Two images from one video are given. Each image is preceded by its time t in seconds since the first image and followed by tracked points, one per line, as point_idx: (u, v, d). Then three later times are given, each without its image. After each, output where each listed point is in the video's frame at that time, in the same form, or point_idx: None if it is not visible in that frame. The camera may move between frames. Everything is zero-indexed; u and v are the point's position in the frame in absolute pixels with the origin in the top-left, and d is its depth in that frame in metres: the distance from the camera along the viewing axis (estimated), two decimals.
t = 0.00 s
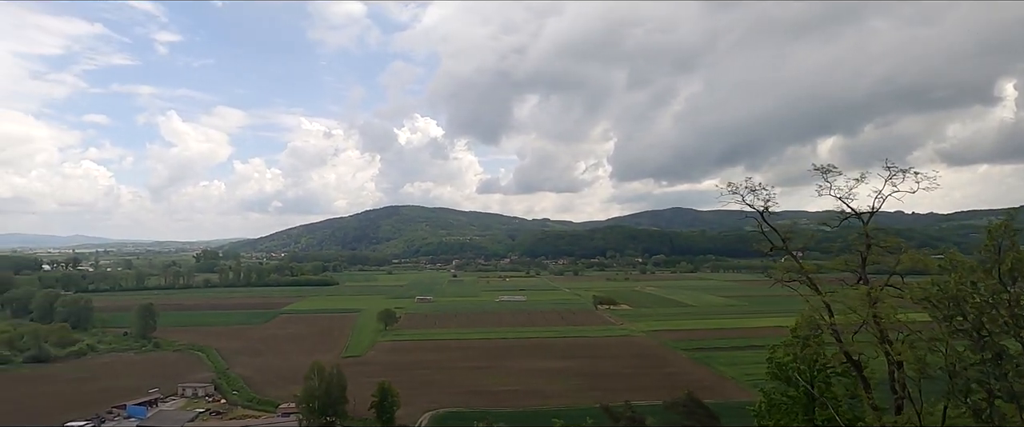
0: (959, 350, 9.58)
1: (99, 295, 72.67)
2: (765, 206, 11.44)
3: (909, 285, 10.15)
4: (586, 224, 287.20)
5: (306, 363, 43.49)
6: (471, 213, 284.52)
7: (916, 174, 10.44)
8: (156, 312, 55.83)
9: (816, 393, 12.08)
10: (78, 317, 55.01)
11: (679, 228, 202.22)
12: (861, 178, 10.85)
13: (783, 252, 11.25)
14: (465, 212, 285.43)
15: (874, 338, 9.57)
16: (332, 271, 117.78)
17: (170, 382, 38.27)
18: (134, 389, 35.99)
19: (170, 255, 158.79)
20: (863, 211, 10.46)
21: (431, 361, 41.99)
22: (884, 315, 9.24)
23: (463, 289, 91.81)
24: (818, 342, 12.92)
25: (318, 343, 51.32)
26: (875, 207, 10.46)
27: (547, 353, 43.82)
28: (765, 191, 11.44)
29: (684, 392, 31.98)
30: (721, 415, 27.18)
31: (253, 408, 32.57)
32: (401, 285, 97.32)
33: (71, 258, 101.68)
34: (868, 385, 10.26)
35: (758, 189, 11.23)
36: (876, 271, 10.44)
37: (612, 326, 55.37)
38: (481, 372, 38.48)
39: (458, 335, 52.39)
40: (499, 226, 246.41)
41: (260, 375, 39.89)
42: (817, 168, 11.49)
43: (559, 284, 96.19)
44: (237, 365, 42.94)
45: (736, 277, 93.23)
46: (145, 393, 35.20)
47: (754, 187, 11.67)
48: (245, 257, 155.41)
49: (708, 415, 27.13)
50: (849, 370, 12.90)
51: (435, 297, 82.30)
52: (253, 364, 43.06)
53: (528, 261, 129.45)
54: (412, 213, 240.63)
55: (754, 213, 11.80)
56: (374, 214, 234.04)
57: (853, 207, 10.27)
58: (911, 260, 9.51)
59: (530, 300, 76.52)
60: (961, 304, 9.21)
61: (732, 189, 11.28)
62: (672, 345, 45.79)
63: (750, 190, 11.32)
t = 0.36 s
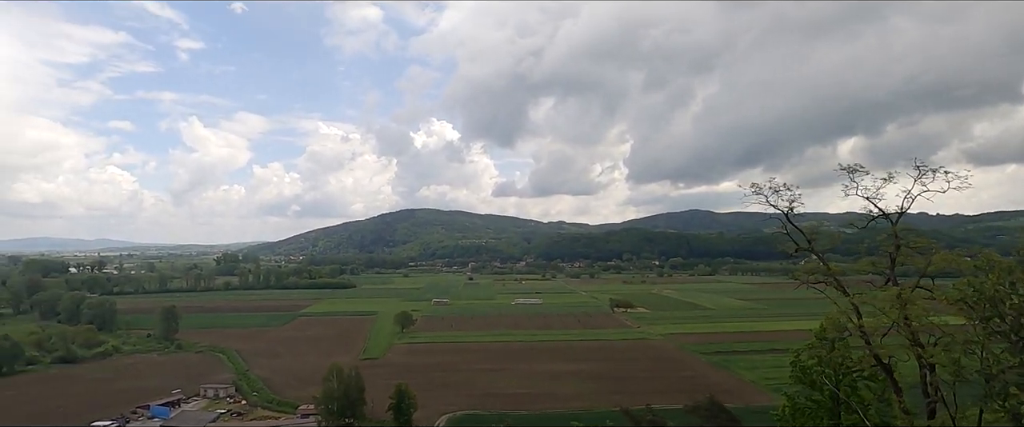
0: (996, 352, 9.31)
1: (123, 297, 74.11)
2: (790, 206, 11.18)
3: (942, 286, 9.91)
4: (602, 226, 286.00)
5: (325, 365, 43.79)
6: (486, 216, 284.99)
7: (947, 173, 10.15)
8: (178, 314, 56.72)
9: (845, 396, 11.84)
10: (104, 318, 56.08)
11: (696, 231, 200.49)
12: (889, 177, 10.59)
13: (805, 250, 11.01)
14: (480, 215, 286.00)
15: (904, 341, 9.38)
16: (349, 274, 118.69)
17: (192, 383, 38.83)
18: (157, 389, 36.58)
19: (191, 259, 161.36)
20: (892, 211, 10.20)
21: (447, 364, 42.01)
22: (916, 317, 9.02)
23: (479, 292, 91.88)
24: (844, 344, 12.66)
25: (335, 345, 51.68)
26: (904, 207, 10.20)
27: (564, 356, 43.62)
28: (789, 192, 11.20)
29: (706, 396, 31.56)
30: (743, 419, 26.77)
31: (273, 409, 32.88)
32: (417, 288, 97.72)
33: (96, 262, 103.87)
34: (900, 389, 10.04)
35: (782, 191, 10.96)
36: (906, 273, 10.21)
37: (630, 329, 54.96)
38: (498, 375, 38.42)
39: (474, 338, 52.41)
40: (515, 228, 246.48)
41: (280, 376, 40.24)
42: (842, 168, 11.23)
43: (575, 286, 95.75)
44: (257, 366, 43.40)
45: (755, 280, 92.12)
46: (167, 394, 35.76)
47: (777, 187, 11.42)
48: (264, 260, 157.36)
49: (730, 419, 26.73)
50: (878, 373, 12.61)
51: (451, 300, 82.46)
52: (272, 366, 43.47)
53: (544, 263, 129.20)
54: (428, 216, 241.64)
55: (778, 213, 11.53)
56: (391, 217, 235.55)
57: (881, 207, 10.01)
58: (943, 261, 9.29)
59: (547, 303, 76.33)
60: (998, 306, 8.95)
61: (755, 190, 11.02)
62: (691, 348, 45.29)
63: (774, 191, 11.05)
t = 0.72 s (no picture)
0: None
1: (142, 301, 75.25)
2: (813, 207, 10.93)
3: (971, 288, 9.70)
4: (615, 229, 284.78)
5: (340, 368, 44.05)
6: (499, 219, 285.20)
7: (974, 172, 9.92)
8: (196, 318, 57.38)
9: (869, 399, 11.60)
10: (124, 321, 56.68)
11: (710, 233, 198.79)
12: (915, 176, 10.38)
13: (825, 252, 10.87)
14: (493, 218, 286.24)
15: (933, 344, 9.19)
16: (363, 277, 119.32)
17: (210, 385, 39.23)
18: (176, 391, 37.00)
19: (208, 262, 163.43)
20: (918, 212, 9.99)
21: (461, 367, 42.02)
22: (944, 319, 8.83)
23: (492, 295, 91.85)
24: (868, 347, 12.43)
25: (350, 348, 51.95)
26: (931, 208, 9.99)
27: (579, 359, 43.43)
28: (811, 192, 10.99)
29: (725, 399, 31.18)
30: (763, 423, 26.37)
31: (290, 411, 33.09)
32: (431, 291, 97.93)
33: (117, 266, 105.51)
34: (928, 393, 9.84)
35: (805, 191, 10.70)
36: (933, 275, 10.03)
37: (644, 333, 54.55)
38: (512, 378, 38.33)
39: (489, 341, 52.36)
40: (528, 231, 246.26)
41: (296, 379, 40.51)
42: (865, 167, 11.02)
43: (589, 289, 95.39)
44: (273, 369, 43.73)
45: (771, 283, 91.11)
46: (187, 396, 36.16)
47: (799, 187, 11.19)
48: (279, 264, 158.93)
49: (750, 422, 26.23)
50: (904, 376, 12.37)
51: (465, 303, 82.50)
52: (289, 369, 43.78)
53: (557, 266, 128.86)
54: (441, 220, 242.25)
55: (800, 214, 11.29)
56: (404, 221, 236.66)
57: (907, 209, 9.81)
58: (973, 263, 9.07)
59: (561, 306, 76.09)
60: None
61: (777, 191, 10.78)
62: (707, 351, 44.85)
63: (796, 191, 10.80)
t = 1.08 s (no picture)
0: None
1: (162, 302, 76.47)
2: (837, 208, 10.75)
3: (1004, 290, 9.44)
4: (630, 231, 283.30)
5: (356, 368, 44.34)
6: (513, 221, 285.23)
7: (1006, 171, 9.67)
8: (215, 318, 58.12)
9: (897, 403, 11.36)
10: (144, 321, 57.02)
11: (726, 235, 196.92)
12: (944, 177, 10.15)
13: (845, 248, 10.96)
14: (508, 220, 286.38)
15: (964, 347, 8.96)
16: (378, 278, 120.00)
17: (229, 385, 39.65)
18: (196, 391, 37.46)
19: (226, 264, 165.65)
20: (947, 213, 9.78)
21: (477, 368, 42.03)
22: (976, 321, 8.60)
23: (506, 297, 91.84)
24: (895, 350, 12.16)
25: (366, 349, 52.23)
26: (960, 208, 9.77)
27: (594, 361, 43.22)
28: (836, 193, 10.81)
29: (744, 403, 30.79)
30: None
31: (307, 411, 33.33)
32: (445, 293, 98.17)
33: (137, 267, 107.32)
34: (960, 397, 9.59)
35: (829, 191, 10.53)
36: (963, 277, 9.79)
37: (660, 335, 54.13)
38: (527, 380, 38.25)
39: (504, 343, 52.32)
40: (542, 233, 245.90)
41: (312, 379, 40.80)
42: (892, 167, 10.80)
43: (604, 291, 94.96)
44: (291, 369, 44.11)
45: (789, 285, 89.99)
46: (206, 395, 36.61)
47: (824, 188, 11.02)
48: (296, 265, 160.63)
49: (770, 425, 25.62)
50: (930, 381, 12.10)
51: (479, 304, 82.52)
52: (305, 369, 44.11)
53: (572, 268, 128.45)
54: (455, 221, 242.91)
55: (824, 215, 11.12)
56: (419, 223, 237.74)
57: (936, 210, 9.59)
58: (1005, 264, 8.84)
59: (575, 308, 75.85)
60: None
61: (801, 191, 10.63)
62: (723, 354, 44.37)
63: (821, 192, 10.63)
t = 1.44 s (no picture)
0: None
1: (189, 302, 78.06)
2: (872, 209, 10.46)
3: None
4: (651, 232, 280.89)
5: (378, 369, 44.71)
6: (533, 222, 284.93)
7: None
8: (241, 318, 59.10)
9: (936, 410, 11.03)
10: (173, 321, 57.88)
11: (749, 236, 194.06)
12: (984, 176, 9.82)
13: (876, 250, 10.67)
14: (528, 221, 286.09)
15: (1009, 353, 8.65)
16: (399, 280, 120.86)
17: (254, 384, 40.23)
18: (223, 389, 38.11)
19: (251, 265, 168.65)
20: (989, 214, 9.45)
21: (498, 370, 42.04)
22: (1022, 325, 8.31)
23: (527, 298, 91.75)
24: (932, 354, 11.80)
25: (387, 350, 52.56)
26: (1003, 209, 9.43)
27: (615, 364, 42.92)
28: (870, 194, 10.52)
29: (771, 408, 30.26)
30: None
31: (330, 411, 33.68)
32: (466, 294, 98.44)
33: (166, 268, 109.74)
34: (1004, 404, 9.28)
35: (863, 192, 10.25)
36: (1006, 280, 9.47)
37: (683, 338, 53.50)
38: (548, 382, 38.11)
39: (525, 345, 52.22)
40: (562, 234, 245.22)
41: (335, 380, 41.17)
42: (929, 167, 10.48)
43: (625, 293, 94.26)
44: (314, 369, 44.59)
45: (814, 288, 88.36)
46: (232, 394, 37.21)
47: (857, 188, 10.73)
48: (319, 266, 162.76)
49: None
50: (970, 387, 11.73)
51: (499, 306, 82.53)
52: (328, 369, 44.55)
53: (592, 270, 127.79)
54: (475, 223, 243.55)
55: (858, 217, 10.82)
56: (440, 224, 238.93)
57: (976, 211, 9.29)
58: None
59: (596, 310, 75.43)
60: None
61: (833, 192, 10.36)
62: (747, 358, 43.67)
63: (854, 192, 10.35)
